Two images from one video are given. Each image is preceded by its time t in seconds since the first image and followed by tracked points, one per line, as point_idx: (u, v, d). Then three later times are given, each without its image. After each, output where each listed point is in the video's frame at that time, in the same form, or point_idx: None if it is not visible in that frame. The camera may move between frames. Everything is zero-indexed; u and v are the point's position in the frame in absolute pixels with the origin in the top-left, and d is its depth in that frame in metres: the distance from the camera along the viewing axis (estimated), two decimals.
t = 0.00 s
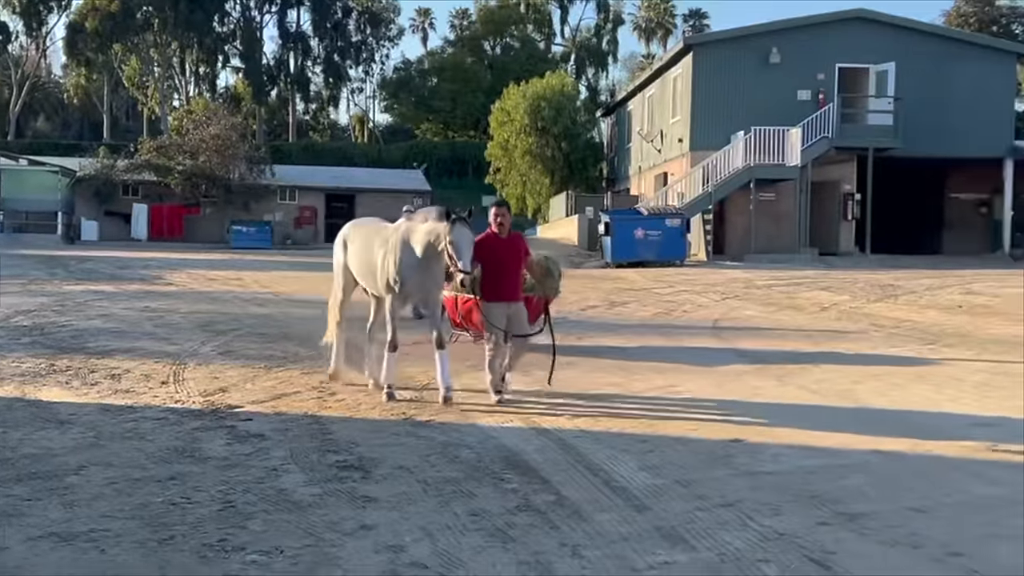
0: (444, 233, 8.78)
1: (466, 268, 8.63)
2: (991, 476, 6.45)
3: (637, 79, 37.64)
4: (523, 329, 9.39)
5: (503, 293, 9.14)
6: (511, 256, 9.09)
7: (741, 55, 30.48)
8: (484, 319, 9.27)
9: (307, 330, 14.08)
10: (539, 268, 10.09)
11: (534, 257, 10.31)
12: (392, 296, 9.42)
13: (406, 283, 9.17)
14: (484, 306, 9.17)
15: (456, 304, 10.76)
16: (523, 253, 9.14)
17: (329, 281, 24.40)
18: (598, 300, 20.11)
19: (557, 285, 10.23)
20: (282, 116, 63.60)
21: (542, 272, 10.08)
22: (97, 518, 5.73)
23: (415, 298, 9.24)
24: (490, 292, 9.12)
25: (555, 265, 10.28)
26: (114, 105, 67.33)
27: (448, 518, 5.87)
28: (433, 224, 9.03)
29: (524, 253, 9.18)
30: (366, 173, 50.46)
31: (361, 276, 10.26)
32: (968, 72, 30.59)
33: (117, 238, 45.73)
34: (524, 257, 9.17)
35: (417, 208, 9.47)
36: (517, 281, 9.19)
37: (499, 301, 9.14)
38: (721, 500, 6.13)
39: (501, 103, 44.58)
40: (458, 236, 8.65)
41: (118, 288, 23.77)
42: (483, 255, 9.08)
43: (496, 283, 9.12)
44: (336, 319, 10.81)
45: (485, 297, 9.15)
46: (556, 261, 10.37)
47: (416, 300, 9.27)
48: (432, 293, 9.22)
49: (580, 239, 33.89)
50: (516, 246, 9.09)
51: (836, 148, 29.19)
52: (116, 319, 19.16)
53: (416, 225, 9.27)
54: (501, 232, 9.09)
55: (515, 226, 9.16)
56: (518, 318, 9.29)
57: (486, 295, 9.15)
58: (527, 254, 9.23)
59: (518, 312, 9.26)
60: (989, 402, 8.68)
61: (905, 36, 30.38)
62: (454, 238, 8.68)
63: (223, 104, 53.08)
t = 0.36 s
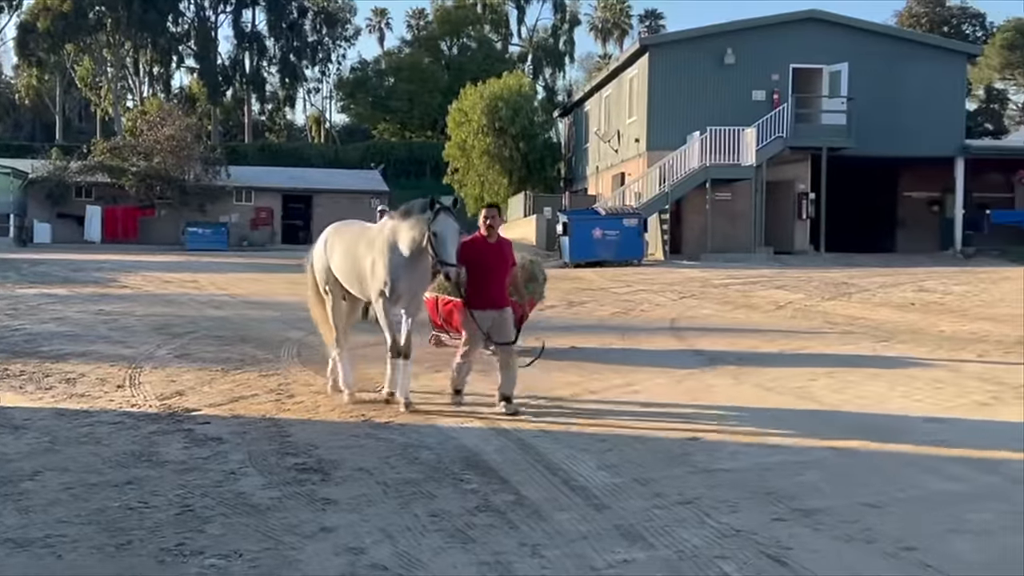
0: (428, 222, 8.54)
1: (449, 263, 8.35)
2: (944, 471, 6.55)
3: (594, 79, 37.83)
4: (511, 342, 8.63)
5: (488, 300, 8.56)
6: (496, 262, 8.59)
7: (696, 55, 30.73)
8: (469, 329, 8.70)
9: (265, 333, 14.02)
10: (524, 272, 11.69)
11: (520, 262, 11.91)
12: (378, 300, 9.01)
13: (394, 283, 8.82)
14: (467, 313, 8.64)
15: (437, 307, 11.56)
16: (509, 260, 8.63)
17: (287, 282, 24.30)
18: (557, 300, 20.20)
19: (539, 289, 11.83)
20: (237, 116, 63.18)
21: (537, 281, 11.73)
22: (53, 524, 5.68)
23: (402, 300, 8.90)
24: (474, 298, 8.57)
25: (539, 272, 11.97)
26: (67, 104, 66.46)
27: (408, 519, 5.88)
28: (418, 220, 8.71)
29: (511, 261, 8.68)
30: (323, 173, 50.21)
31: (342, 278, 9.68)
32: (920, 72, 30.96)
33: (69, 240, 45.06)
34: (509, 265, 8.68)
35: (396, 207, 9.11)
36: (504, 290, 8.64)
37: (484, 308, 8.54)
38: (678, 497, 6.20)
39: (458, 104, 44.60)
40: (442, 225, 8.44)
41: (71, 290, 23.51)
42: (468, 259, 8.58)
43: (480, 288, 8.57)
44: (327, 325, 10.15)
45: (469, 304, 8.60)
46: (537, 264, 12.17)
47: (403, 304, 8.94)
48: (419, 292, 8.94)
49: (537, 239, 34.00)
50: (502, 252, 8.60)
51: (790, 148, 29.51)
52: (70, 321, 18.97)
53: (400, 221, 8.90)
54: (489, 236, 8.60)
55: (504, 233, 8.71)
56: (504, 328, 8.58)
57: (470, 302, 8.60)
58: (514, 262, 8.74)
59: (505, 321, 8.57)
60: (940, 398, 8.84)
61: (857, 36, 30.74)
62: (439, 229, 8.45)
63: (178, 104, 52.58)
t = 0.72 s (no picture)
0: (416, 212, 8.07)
1: (438, 253, 7.96)
2: (916, 470, 6.60)
3: (564, 81, 37.89)
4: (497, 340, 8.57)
5: (483, 298, 8.34)
6: (493, 259, 8.35)
7: (665, 58, 30.87)
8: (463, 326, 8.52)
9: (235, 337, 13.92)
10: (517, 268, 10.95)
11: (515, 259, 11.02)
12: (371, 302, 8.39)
13: (387, 282, 8.21)
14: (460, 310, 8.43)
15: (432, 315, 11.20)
16: (505, 257, 8.40)
17: (255, 285, 24.14)
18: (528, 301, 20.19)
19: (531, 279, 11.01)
20: (206, 118, 62.80)
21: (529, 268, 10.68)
22: (23, 531, 5.60)
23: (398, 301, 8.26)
24: (467, 295, 8.35)
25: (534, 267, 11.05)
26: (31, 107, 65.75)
27: (384, 523, 5.86)
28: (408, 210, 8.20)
29: (508, 257, 8.45)
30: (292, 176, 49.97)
31: (336, 283, 9.12)
32: (885, 72, 31.26)
33: (36, 244, 44.54)
34: (507, 260, 8.45)
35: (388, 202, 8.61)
36: (499, 286, 8.43)
37: (478, 305, 8.33)
38: (653, 497, 6.21)
39: (427, 105, 44.55)
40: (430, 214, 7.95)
41: (37, 295, 23.23)
42: (461, 257, 8.38)
43: (474, 286, 8.34)
44: (306, 326, 9.77)
45: (462, 301, 8.38)
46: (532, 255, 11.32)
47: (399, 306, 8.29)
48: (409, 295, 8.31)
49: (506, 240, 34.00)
50: (499, 248, 8.37)
51: (758, 149, 29.66)
52: (36, 326, 18.75)
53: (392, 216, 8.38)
54: (484, 231, 8.36)
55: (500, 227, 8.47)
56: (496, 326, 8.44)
57: (463, 300, 8.38)
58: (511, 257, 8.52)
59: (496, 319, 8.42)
60: (910, 396, 8.91)
61: (824, 38, 30.99)
62: (427, 218, 7.97)
63: (145, 106, 52.19)
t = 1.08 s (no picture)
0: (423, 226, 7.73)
1: (444, 273, 7.53)
2: (894, 470, 6.61)
3: (533, 84, 37.91)
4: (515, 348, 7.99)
5: (487, 307, 7.82)
6: (494, 267, 7.80)
7: (633, 60, 30.93)
8: (466, 339, 7.99)
9: (202, 343, 13.78)
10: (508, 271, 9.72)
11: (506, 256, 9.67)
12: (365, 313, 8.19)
13: (381, 295, 7.99)
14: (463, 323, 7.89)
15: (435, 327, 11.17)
16: (507, 262, 7.86)
17: (223, 290, 23.86)
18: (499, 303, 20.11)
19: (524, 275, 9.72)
20: (171, 122, 62.25)
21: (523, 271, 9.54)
22: None
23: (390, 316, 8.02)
24: (471, 307, 7.82)
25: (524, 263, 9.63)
26: None
27: (362, 530, 5.78)
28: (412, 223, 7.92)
29: (510, 263, 7.89)
30: (259, 179, 49.49)
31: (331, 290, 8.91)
32: (852, 73, 31.51)
33: None
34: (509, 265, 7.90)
35: (393, 210, 8.34)
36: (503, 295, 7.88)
37: (484, 317, 7.82)
38: (632, 501, 6.18)
39: (396, 108, 44.42)
40: (437, 232, 7.60)
41: None
42: (462, 266, 7.80)
43: (477, 296, 7.81)
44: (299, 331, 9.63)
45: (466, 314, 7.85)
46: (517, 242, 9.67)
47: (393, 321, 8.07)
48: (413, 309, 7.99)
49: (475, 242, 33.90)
50: (501, 255, 7.82)
51: (727, 151, 29.78)
52: None
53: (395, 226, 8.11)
54: (484, 237, 7.82)
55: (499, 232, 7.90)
56: (503, 335, 7.90)
57: (467, 312, 7.85)
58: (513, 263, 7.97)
59: (504, 328, 7.89)
60: (884, 396, 8.94)
61: (790, 40, 31.19)
62: (433, 234, 7.62)
63: (110, 111, 51.53)
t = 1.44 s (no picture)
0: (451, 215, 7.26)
1: (479, 262, 7.02)
2: (876, 468, 6.65)
3: (508, 85, 37.96)
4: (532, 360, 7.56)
5: (502, 313, 7.51)
6: (514, 271, 7.49)
7: (608, 61, 30.97)
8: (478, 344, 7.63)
9: (179, 345, 13.67)
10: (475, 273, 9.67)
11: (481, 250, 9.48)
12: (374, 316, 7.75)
13: (394, 295, 7.59)
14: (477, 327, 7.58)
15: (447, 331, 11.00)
16: (527, 267, 7.56)
17: (198, 292, 23.67)
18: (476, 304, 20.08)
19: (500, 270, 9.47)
20: (143, 123, 61.74)
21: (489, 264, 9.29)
22: None
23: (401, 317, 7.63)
24: (489, 311, 7.51)
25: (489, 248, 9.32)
26: None
27: (347, 532, 5.74)
28: (434, 214, 7.56)
29: (531, 268, 7.61)
30: (233, 181, 49.17)
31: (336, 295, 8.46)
32: (826, 75, 31.73)
33: None
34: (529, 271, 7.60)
35: (408, 206, 7.97)
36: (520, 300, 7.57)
37: (501, 322, 7.51)
38: (618, 501, 6.17)
39: (371, 109, 44.28)
40: (465, 221, 7.17)
41: None
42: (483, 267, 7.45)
43: (494, 299, 7.51)
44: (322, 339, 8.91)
45: (483, 318, 7.54)
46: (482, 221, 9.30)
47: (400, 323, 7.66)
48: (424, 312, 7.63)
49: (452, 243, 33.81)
50: (522, 258, 7.52)
51: (702, 151, 29.89)
52: None
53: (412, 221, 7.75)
54: (505, 239, 7.49)
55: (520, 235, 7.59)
56: (525, 347, 7.56)
57: (484, 316, 7.54)
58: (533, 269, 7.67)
59: (524, 337, 7.56)
60: (866, 395, 8.99)
61: (765, 41, 31.35)
62: (460, 223, 7.20)
63: (82, 113, 51.06)
